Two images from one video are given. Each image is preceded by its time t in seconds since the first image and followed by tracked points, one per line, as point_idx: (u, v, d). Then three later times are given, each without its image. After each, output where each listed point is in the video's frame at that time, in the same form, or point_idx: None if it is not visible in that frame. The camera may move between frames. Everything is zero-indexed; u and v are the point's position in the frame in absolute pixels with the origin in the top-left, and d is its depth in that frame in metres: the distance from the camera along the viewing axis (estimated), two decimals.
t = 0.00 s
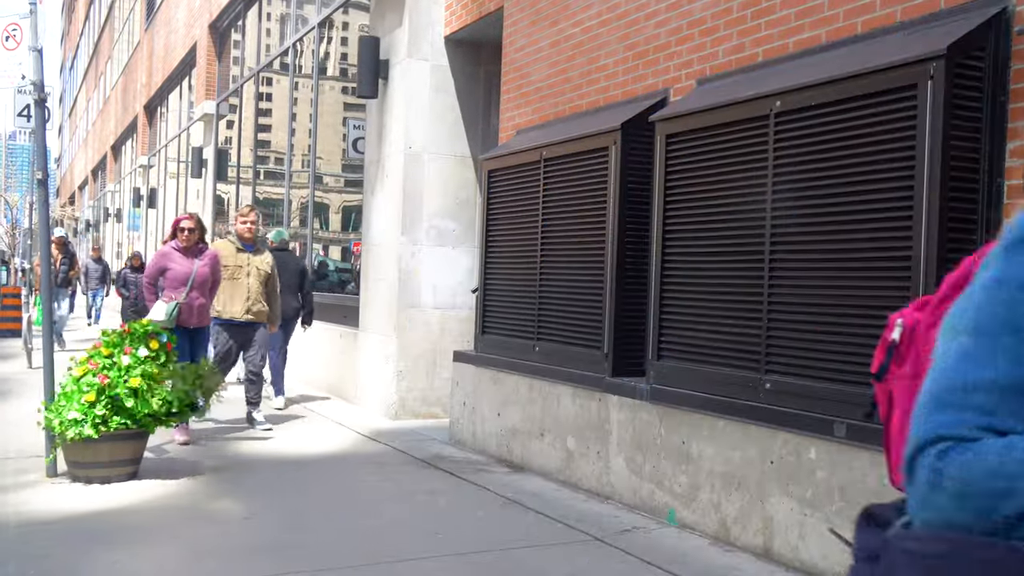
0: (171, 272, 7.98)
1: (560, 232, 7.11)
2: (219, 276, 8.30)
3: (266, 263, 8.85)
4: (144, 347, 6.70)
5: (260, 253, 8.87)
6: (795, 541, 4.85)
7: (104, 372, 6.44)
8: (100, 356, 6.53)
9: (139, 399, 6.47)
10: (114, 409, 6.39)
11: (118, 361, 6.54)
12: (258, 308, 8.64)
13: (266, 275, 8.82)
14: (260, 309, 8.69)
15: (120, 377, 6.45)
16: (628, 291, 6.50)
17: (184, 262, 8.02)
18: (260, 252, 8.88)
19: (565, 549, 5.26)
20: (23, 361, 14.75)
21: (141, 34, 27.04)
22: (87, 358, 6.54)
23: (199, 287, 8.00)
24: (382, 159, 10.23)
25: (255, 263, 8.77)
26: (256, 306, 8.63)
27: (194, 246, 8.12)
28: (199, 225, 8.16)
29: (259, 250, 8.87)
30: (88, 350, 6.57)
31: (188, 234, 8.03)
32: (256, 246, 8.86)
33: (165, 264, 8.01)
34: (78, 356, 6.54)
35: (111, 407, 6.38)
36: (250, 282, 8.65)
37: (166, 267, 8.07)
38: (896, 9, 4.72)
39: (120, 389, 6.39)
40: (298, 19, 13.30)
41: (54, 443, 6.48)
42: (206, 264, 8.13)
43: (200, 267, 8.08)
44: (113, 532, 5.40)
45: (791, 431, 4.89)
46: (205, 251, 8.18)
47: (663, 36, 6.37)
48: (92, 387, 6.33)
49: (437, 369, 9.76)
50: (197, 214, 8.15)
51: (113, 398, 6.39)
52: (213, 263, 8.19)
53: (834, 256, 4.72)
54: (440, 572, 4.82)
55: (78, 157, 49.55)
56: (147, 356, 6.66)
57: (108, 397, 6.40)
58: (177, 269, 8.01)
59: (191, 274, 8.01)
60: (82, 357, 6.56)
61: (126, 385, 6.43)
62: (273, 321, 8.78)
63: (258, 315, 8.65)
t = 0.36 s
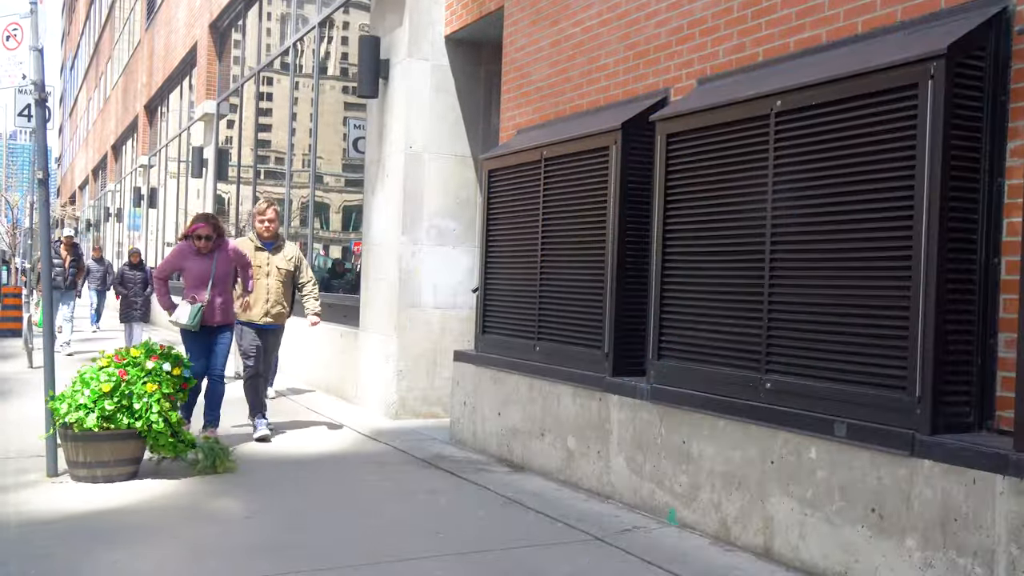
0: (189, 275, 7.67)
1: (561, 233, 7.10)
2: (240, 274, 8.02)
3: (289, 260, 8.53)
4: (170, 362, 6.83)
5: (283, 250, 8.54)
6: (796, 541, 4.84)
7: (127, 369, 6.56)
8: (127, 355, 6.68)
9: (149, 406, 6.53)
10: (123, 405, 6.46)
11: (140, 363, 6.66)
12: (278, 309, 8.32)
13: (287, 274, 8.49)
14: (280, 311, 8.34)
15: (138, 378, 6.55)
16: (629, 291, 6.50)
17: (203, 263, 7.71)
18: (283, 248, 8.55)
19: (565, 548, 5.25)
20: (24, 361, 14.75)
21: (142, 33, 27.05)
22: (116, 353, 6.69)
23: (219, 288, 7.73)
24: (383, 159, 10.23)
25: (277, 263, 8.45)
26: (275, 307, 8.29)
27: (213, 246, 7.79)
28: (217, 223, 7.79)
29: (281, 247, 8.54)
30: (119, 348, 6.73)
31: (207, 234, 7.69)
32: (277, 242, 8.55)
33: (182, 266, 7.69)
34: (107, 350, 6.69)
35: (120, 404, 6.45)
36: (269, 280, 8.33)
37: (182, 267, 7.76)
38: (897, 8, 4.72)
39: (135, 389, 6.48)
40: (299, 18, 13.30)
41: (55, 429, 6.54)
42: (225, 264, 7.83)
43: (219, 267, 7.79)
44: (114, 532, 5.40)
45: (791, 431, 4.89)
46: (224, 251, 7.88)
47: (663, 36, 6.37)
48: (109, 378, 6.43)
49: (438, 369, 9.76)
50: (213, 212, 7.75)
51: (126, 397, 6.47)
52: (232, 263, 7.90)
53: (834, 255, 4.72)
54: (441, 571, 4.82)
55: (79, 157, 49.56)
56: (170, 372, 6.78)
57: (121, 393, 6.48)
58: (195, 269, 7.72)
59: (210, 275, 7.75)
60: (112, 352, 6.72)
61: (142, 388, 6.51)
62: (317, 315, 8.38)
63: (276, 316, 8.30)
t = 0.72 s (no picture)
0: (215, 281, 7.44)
1: (561, 233, 7.10)
2: (271, 281, 7.76)
3: (305, 266, 8.39)
4: (150, 348, 6.77)
5: (300, 255, 8.40)
6: (796, 540, 4.85)
7: (106, 367, 6.51)
8: (103, 354, 6.65)
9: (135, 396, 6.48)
10: (112, 402, 6.42)
11: (118, 357, 6.62)
12: (289, 315, 8.20)
13: (302, 280, 8.35)
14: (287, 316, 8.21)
15: (117, 372, 6.51)
16: (629, 291, 6.50)
17: (231, 268, 7.46)
18: (299, 254, 8.40)
19: (566, 548, 5.25)
20: (24, 361, 14.74)
21: (142, 33, 27.06)
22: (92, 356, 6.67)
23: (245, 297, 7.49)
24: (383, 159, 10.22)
25: (293, 269, 8.32)
26: (285, 313, 8.17)
27: (244, 252, 7.52)
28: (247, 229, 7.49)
29: (299, 251, 8.40)
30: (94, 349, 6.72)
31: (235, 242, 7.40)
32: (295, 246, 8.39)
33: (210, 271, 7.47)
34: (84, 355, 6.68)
35: (108, 402, 6.41)
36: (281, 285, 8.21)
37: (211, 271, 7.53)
38: (898, 8, 4.72)
39: (116, 382, 6.43)
40: (299, 18, 13.30)
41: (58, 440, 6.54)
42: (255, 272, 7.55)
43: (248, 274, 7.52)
44: (114, 531, 5.39)
45: (791, 430, 4.89)
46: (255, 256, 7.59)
47: (664, 35, 6.37)
48: (89, 380, 6.41)
49: (438, 368, 9.76)
50: (245, 217, 7.44)
51: (113, 394, 6.42)
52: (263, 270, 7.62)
53: (834, 255, 4.73)
54: (441, 571, 4.82)
55: (80, 157, 49.57)
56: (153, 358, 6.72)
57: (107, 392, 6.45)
58: (223, 274, 7.48)
59: (238, 281, 7.51)
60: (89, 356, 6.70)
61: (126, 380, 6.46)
62: (309, 324, 8.15)
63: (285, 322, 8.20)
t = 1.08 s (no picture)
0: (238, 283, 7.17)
1: (562, 233, 7.11)
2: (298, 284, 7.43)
3: (327, 257, 8.02)
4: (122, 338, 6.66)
5: (322, 246, 8.03)
6: (797, 540, 4.84)
7: (90, 369, 6.42)
8: (80, 358, 6.48)
9: (129, 393, 6.44)
10: (107, 403, 6.39)
11: (99, 357, 6.50)
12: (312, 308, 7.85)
13: (325, 273, 8.00)
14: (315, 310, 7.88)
15: (105, 372, 6.43)
16: (630, 290, 6.50)
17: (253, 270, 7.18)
18: (322, 245, 8.05)
19: (567, 548, 5.24)
20: (25, 360, 14.71)
21: (143, 33, 27.12)
22: (69, 361, 6.49)
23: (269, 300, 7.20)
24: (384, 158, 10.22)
25: (313, 260, 7.98)
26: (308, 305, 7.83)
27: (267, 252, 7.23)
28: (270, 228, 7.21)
29: (321, 244, 8.05)
30: (66, 355, 6.51)
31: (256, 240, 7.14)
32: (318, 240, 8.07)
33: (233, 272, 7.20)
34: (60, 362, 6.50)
35: (105, 404, 6.39)
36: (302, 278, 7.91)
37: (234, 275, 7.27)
38: (898, 8, 4.72)
39: (107, 384, 6.36)
40: (300, 18, 13.29)
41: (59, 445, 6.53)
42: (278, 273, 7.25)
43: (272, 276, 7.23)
44: (115, 531, 5.39)
45: (792, 431, 4.89)
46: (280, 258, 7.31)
47: (665, 35, 6.36)
48: (81, 387, 6.34)
49: (439, 368, 9.76)
50: (263, 215, 7.14)
51: (105, 394, 6.38)
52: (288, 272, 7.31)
53: (836, 254, 4.72)
54: (441, 571, 4.81)
55: (80, 157, 49.59)
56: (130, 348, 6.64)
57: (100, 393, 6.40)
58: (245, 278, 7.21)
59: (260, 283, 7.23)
60: (63, 362, 6.52)
61: (113, 379, 6.40)
62: (339, 324, 7.90)
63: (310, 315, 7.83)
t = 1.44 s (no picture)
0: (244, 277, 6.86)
1: (562, 233, 7.11)
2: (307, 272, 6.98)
3: (350, 254, 8.11)
4: (114, 335, 6.63)
5: (345, 244, 8.11)
6: (798, 540, 4.84)
7: (85, 368, 6.42)
8: (75, 358, 6.48)
9: (126, 389, 6.43)
10: (104, 401, 6.38)
11: (93, 356, 6.48)
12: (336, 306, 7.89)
13: (347, 270, 8.09)
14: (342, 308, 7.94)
15: (100, 370, 6.41)
16: (630, 290, 6.50)
17: (257, 261, 6.85)
18: (344, 243, 8.13)
19: (567, 548, 5.24)
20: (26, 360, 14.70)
21: (144, 33, 27.12)
22: (65, 362, 6.49)
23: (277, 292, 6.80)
24: (385, 158, 10.22)
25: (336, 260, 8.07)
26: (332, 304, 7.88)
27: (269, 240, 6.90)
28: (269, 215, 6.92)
29: (344, 241, 8.13)
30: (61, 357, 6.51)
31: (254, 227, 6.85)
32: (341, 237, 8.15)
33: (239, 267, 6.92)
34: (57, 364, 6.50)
35: (103, 402, 6.38)
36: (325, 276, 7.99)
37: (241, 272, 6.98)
38: (899, 8, 4.72)
39: (103, 382, 6.35)
40: (301, 18, 13.29)
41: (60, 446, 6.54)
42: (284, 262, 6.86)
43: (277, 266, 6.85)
44: (115, 531, 5.39)
45: (793, 431, 4.89)
46: (286, 247, 6.95)
47: (665, 35, 6.36)
48: (78, 387, 6.33)
49: (440, 368, 9.77)
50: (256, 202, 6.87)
51: (102, 392, 6.37)
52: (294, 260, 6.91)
53: (836, 254, 4.72)
54: (442, 571, 4.81)
55: (81, 156, 49.59)
56: (124, 343, 6.62)
57: (98, 392, 6.39)
58: (247, 272, 6.88)
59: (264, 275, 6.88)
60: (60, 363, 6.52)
61: (108, 377, 6.39)
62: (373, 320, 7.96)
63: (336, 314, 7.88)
